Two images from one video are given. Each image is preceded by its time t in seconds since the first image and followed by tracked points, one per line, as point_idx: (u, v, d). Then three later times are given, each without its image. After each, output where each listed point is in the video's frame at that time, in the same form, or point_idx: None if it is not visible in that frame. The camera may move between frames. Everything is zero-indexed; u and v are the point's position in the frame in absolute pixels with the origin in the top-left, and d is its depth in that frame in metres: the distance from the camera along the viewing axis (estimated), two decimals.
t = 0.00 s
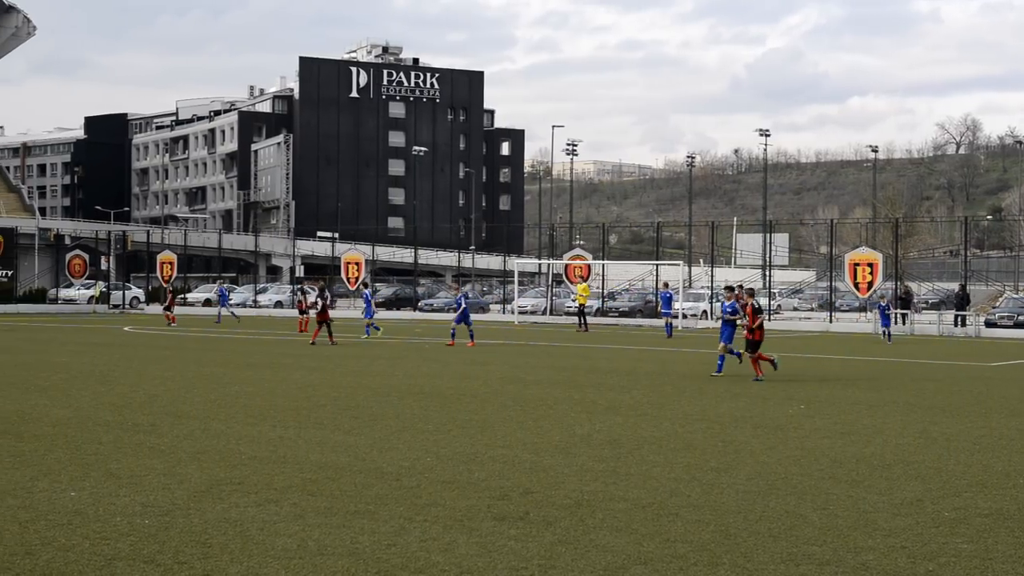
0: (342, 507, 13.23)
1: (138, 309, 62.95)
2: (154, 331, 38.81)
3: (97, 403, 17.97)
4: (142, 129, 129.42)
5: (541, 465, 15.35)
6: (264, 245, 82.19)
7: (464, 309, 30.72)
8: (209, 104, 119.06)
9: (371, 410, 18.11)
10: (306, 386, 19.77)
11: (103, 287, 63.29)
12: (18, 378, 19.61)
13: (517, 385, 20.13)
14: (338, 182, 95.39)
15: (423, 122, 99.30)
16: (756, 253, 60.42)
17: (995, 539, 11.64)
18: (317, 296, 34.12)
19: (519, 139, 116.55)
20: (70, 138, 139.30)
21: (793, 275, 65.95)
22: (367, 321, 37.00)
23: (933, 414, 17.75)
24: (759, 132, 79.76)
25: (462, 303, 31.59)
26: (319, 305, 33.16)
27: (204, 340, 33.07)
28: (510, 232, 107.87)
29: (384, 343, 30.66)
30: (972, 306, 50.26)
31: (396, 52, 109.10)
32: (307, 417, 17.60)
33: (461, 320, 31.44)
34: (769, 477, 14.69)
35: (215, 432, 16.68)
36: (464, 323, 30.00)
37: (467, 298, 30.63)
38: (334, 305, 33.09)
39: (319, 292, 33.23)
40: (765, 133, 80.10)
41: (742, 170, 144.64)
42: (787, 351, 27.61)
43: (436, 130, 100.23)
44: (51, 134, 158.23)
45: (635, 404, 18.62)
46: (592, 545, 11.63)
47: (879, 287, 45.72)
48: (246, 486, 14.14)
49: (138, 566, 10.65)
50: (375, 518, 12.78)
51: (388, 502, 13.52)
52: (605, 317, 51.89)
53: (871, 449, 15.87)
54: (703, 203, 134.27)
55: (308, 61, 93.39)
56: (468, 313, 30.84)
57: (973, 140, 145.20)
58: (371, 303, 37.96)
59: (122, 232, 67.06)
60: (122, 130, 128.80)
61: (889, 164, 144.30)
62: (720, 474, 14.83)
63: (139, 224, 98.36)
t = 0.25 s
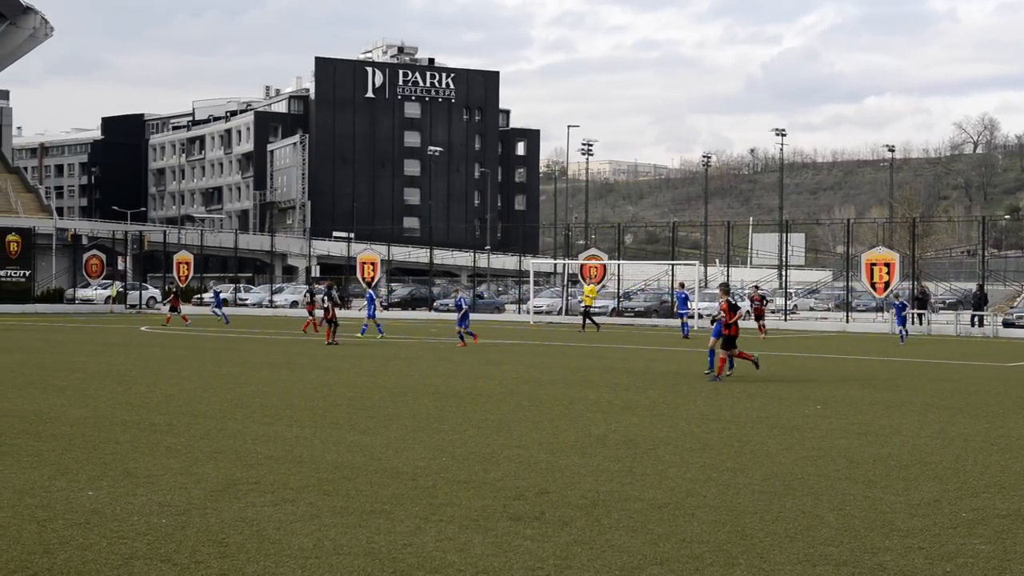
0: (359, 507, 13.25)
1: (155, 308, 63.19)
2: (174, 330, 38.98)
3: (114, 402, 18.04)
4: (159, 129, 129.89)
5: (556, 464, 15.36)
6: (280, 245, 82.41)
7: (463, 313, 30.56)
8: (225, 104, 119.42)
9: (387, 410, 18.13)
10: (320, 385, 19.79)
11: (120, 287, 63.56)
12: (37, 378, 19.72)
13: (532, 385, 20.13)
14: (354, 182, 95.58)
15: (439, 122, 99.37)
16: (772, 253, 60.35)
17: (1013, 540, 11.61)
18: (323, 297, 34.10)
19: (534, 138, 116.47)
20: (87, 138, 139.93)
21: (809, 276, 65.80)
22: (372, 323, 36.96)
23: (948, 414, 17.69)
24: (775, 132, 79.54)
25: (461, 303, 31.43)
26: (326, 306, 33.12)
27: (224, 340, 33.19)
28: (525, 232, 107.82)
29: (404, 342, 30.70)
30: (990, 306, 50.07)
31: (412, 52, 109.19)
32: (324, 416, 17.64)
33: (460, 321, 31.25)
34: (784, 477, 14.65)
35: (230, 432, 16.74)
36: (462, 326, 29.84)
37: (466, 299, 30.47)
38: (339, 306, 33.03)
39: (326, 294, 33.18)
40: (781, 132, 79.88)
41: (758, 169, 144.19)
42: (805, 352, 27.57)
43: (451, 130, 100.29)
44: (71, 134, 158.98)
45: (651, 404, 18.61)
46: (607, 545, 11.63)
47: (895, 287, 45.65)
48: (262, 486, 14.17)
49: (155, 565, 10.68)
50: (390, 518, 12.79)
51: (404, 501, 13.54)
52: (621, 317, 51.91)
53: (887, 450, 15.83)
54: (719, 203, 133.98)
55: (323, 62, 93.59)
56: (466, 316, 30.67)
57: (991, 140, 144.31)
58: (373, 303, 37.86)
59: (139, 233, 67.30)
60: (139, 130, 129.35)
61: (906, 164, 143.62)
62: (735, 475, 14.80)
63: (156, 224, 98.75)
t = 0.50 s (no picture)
0: (378, 506, 13.27)
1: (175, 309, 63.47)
2: (197, 330, 39.13)
3: (134, 401, 18.11)
4: (179, 130, 130.47)
5: (575, 464, 15.34)
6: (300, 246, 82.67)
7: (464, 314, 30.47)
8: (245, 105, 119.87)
9: (406, 410, 18.14)
10: (339, 386, 19.81)
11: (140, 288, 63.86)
12: (59, 377, 19.84)
13: (551, 385, 20.12)
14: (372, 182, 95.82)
15: (458, 122, 99.47)
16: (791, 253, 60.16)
17: None
18: (335, 296, 34.12)
19: (553, 139, 116.45)
20: (108, 139, 140.69)
21: (830, 275, 65.52)
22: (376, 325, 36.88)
23: (972, 415, 17.57)
24: (795, 131, 79.20)
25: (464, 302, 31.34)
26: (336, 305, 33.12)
27: (246, 339, 33.29)
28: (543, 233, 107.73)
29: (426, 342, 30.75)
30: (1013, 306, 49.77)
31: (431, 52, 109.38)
32: (343, 416, 17.66)
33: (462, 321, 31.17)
34: (804, 477, 14.60)
35: (250, 431, 16.78)
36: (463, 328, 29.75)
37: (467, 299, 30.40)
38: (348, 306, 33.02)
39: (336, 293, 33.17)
40: (801, 132, 79.56)
41: (777, 169, 143.58)
42: (826, 351, 27.47)
43: (470, 131, 100.37)
44: (92, 135, 159.78)
45: (670, 404, 18.59)
46: (627, 545, 11.60)
47: (916, 287, 45.47)
48: (282, 485, 14.20)
49: (175, 565, 10.71)
50: (410, 518, 12.80)
51: (423, 501, 13.56)
52: (640, 317, 51.85)
53: (909, 450, 15.74)
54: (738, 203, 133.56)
55: (343, 62, 93.88)
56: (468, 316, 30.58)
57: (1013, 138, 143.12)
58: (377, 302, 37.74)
59: (158, 233, 67.59)
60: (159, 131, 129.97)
61: (926, 163, 142.74)
62: (755, 475, 14.75)
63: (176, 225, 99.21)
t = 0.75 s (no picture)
0: (394, 506, 13.29)
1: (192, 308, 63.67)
2: (217, 330, 39.21)
3: (150, 401, 18.18)
4: (196, 130, 130.91)
5: (591, 464, 15.33)
6: (316, 245, 82.87)
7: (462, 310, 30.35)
8: (262, 105, 120.22)
9: (422, 410, 18.17)
10: (354, 386, 19.83)
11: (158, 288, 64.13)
12: (78, 377, 19.92)
13: (567, 385, 20.11)
14: (388, 182, 96.05)
15: (473, 122, 99.57)
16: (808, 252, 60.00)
17: None
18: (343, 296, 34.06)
19: (569, 138, 116.44)
20: (126, 139, 141.28)
21: (847, 275, 65.31)
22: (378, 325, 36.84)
23: (991, 416, 17.50)
24: (812, 131, 78.91)
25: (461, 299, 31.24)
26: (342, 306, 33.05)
27: (267, 340, 33.37)
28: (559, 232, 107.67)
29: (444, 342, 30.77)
30: None
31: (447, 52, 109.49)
32: (359, 416, 17.67)
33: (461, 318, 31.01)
34: (822, 478, 14.55)
35: (266, 431, 16.81)
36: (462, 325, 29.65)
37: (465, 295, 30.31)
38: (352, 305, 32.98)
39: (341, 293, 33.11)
40: (818, 131, 79.27)
41: (794, 168, 143.05)
42: (844, 352, 27.40)
43: (486, 130, 100.43)
44: (110, 135, 160.43)
45: (686, 404, 18.57)
46: (643, 545, 11.59)
47: (934, 287, 45.30)
48: (299, 485, 14.23)
49: (192, 563, 10.75)
50: (426, 517, 12.82)
51: (439, 501, 13.56)
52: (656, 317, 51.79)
53: (927, 451, 15.68)
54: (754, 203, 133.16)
55: (359, 62, 94.14)
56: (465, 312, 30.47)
57: None
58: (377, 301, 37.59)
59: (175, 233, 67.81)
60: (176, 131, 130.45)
61: (944, 162, 141.96)
62: (772, 476, 14.72)
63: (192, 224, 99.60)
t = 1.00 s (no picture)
0: (412, 506, 13.30)
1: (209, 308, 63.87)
2: (238, 330, 39.36)
3: (168, 401, 18.23)
4: (214, 131, 131.36)
5: (608, 465, 15.31)
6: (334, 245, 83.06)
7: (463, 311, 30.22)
8: (279, 106, 120.58)
9: (440, 410, 18.17)
10: (370, 386, 19.85)
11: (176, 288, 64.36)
12: (97, 377, 20.01)
13: (585, 386, 20.08)
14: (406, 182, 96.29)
15: (490, 122, 99.65)
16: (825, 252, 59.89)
17: None
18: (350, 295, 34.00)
19: (586, 138, 116.37)
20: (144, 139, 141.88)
21: (866, 275, 65.09)
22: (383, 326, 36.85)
23: (1011, 416, 17.41)
24: (830, 130, 78.63)
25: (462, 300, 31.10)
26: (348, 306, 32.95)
27: (286, 340, 33.46)
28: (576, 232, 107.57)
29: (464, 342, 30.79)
30: None
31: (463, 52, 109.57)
32: (376, 417, 17.68)
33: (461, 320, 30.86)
34: (840, 479, 14.51)
35: (284, 431, 16.85)
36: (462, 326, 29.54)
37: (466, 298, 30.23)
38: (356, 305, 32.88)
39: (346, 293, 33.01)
40: (836, 131, 78.95)
41: (812, 168, 142.50)
42: (864, 352, 27.31)
43: (503, 130, 100.45)
44: (128, 136, 161.05)
45: (705, 404, 18.53)
46: (661, 546, 11.57)
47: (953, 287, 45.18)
48: (317, 485, 14.25)
49: (210, 562, 10.77)
50: (444, 517, 12.83)
51: (456, 501, 13.56)
52: (673, 317, 51.76)
53: (947, 452, 15.60)
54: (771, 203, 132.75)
55: (376, 63, 94.34)
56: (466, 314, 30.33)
57: None
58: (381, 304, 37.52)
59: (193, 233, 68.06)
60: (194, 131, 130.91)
61: (963, 162, 141.16)
62: (791, 476, 14.67)
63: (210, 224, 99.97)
